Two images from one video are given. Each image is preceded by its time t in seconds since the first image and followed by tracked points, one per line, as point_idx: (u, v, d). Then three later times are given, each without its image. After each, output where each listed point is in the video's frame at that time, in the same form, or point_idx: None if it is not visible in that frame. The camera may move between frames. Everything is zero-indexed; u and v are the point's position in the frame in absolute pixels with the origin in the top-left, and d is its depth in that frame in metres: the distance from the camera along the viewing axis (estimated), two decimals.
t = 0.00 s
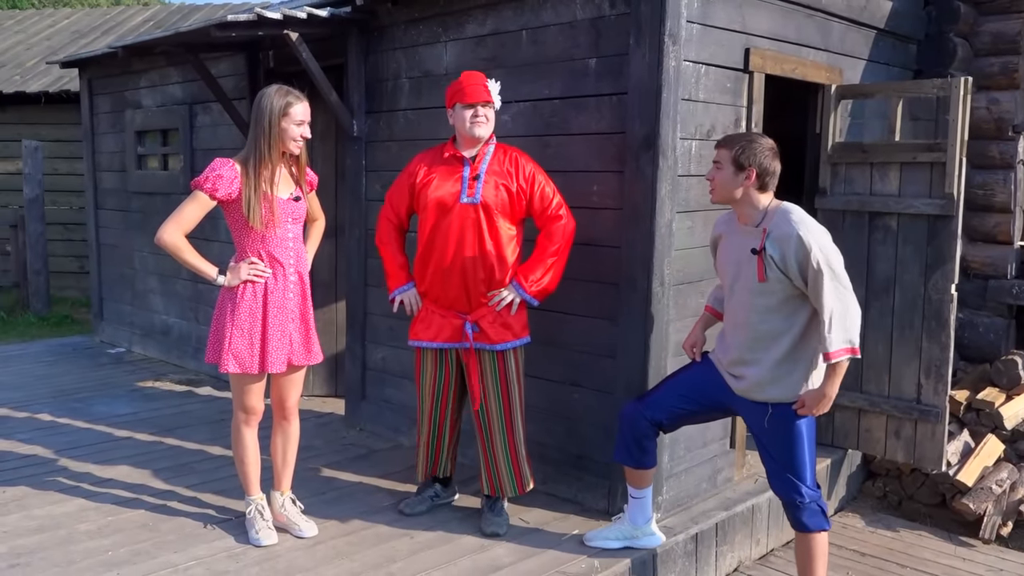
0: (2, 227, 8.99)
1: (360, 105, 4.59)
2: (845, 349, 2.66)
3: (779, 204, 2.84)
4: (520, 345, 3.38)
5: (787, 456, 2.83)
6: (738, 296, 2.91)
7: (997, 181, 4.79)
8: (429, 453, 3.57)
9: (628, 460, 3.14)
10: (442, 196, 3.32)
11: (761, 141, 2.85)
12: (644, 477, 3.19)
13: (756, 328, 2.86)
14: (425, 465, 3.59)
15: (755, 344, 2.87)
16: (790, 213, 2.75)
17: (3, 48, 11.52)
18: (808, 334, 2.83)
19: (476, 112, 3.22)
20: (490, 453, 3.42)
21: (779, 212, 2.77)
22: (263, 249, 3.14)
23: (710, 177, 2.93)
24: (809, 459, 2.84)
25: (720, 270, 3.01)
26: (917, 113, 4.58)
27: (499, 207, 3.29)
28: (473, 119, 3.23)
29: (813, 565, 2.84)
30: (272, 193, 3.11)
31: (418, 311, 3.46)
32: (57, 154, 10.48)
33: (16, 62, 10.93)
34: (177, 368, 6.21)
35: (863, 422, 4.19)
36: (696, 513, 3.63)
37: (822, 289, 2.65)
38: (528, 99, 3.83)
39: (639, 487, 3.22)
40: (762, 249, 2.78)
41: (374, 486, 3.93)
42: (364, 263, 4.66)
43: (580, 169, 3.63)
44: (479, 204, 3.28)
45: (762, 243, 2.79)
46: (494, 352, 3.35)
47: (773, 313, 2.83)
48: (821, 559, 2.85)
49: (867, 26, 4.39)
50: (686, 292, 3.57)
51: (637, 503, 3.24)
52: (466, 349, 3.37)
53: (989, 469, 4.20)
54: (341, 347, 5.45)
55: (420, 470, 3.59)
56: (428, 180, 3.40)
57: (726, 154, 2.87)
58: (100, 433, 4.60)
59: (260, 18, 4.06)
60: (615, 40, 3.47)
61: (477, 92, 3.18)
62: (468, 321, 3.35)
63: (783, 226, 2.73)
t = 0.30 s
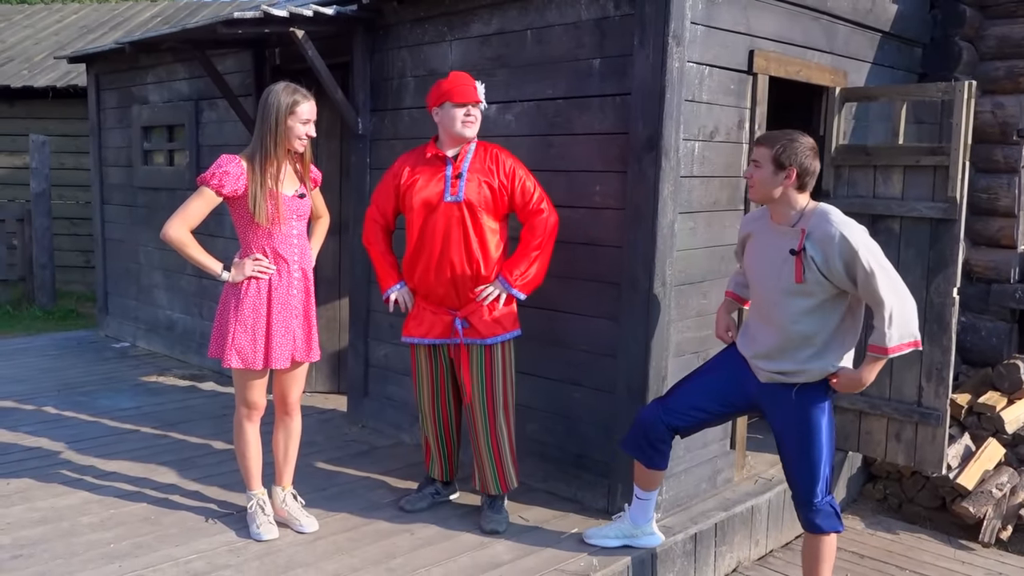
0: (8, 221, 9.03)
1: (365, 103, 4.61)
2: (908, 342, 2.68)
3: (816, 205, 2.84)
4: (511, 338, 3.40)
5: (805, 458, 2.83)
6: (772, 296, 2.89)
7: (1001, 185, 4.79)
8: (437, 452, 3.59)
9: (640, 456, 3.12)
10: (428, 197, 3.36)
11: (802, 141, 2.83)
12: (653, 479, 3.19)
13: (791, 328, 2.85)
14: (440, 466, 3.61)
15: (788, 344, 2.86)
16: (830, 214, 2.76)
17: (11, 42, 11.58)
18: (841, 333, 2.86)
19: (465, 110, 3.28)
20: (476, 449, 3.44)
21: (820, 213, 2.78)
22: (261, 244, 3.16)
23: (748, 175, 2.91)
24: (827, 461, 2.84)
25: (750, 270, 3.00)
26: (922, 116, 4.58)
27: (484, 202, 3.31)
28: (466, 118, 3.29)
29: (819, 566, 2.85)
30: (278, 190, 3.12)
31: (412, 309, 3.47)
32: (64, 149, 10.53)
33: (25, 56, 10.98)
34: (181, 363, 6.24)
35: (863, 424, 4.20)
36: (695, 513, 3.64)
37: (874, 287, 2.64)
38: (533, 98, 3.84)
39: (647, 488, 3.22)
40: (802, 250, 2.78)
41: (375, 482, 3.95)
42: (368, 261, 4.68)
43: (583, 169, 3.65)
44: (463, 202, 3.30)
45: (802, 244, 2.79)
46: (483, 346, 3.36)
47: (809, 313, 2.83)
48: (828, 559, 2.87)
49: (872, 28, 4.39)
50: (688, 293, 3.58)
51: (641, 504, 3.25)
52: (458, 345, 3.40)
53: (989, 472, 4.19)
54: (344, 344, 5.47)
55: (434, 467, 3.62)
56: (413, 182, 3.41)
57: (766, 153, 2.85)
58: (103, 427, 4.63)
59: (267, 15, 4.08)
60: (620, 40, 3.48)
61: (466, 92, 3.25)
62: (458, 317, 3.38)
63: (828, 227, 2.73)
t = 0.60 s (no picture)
0: (13, 222, 9.05)
1: (371, 108, 4.62)
2: (918, 370, 2.58)
3: (848, 214, 2.81)
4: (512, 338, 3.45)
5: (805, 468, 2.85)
6: (791, 302, 2.86)
7: (1006, 194, 4.79)
8: (438, 451, 3.60)
9: (641, 455, 3.11)
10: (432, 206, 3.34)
11: (838, 146, 2.79)
12: (654, 474, 3.18)
13: (805, 338, 2.83)
14: (439, 467, 3.62)
15: (801, 352, 2.85)
16: (861, 227, 2.74)
17: (19, 45, 11.63)
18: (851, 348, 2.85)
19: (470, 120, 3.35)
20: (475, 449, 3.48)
21: (851, 224, 2.75)
22: (267, 248, 3.17)
23: (782, 179, 2.85)
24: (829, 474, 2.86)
25: (767, 273, 2.96)
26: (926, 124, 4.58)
27: (486, 206, 3.37)
28: (471, 126, 3.36)
29: None
30: (285, 193, 3.14)
31: (415, 316, 3.46)
32: (70, 151, 10.56)
33: (32, 58, 11.03)
34: (185, 365, 6.26)
35: (865, 432, 4.19)
36: (698, 519, 3.64)
37: (895, 305, 2.60)
38: (538, 104, 3.85)
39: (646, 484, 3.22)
40: (832, 258, 2.74)
41: (378, 486, 3.95)
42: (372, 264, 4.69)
43: (588, 175, 3.65)
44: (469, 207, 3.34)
45: (831, 252, 2.75)
46: (491, 346, 3.40)
47: (825, 325, 2.79)
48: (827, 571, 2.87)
49: (877, 36, 4.40)
50: (691, 299, 3.58)
51: (637, 498, 3.26)
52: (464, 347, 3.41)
53: (992, 481, 4.19)
54: (348, 347, 5.48)
55: (431, 464, 3.61)
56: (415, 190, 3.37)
57: (802, 157, 2.79)
58: (108, 429, 4.64)
59: (274, 19, 4.10)
60: (625, 47, 3.49)
61: (469, 104, 3.32)
62: (468, 318, 3.40)
63: (860, 238, 2.70)
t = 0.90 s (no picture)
0: (21, 226, 9.09)
1: (377, 112, 4.64)
2: (891, 368, 2.59)
3: (831, 217, 2.84)
4: (517, 345, 3.44)
5: (799, 472, 2.84)
6: (776, 305, 2.88)
7: (1012, 199, 4.80)
8: (442, 454, 3.61)
9: (641, 462, 3.15)
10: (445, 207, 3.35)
11: (821, 151, 2.83)
12: (652, 483, 3.20)
13: (788, 340, 2.84)
14: (442, 470, 3.62)
15: (785, 355, 2.86)
16: (841, 229, 2.76)
17: (28, 50, 11.70)
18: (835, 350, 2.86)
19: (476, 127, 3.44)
20: (489, 454, 3.51)
21: (832, 227, 2.78)
22: (275, 250, 3.18)
23: (767, 182, 2.90)
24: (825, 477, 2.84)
25: (751, 277, 2.98)
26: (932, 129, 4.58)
27: (495, 212, 3.39)
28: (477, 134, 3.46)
29: None
30: (293, 197, 3.15)
31: (421, 316, 3.50)
32: (78, 155, 10.61)
33: (41, 63, 11.08)
34: (192, 369, 6.28)
35: (871, 437, 4.19)
36: (704, 524, 3.64)
37: (868, 306, 2.62)
38: (543, 109, 3.86)
39: (645, 492, 3.23)
40: (812, 260, 2.76)
41: (384, 489, 3.96)
42: (378, 268, 4.70)
43: (593, 179, 3.66)
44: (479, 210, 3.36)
45: (811, 254, 2.77)
46: (497, 352, 3.42)
47: (808, 327, 2.81)
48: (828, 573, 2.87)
49: (882, 41, 4.40)
50: (697, 303, 3.58)
51: (636, 506, 3.27)
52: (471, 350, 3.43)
53: (999, 486, 4.17)
54: (354, 351, 5.50)
55: (435, 469, 3.62)
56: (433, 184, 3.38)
57: (785, 161, 2.84)
58: (115, 431, 4.66)
59: (281, 24, 4.12)
60: (631, 52, 3.50)
61: (478, 110, 3.40)
62: (474, 322, 3.41)
63: (838, 239, 2.73)
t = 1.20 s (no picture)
0: (38, 229, 9.20)
1: (388, 115, 4.68)
2: (872, 360, 2.61)
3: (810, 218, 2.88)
4: (535, 347, 3.50)
5: (797, 472, 2.86)
6: (762, 307, 2.93)
7: None
8: (457, 456, 3.63)
9: (638, 458, 3.17)
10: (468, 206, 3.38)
11: (798, 157, 2.88)
12: (652, 479, 3.24)
13: (776, 340, 2.88)
14: (453, 470, 3.64)
15: (774, 354, 2.90)
16: (821, 227, 2.80)
17: (45, 54, 11.82)
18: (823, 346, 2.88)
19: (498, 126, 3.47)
20: (497, 451, 3.53)
21: (811, 225, 2.82)
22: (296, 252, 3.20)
23: (746, 186, 2.95)
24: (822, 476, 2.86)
25: (741, 280, 3.03)
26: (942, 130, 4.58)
27: (515, 215, 3.43)
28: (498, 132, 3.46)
29: None
30: (304, 195, 3.19)
31: (438, 313, 3.53)
32: (94, 158, 10.71)
33: (57, 68, 11.19)
34: (205, 370, 6.34)
35: (880, 438, 4.20)
36: (713, 523, 3.66)
37: (844, 301, 2.65)
38: (553, 111, 3.89)
39: (648, 490, 3.27)
40: (792, 259, 2.80)
41: (395, 488, 3.99)
42: (389, 269, 4.74)
43: (602, 181, 3.69)
44: (501, 215, 3.41)
45: (792, 254, 2.81)
46: (514, 355, 3.46)
47: (793, 325, 2.84)
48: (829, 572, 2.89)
49: (892, 42, 4.40)
50: (705, 304, 3.60)
51: (642, 505, 3.30)
52: (488, 351, 3.46)
53: (1010, 487, 4.14)
54: (365, 351, 5.54)
55: (447, 468, 3.64)
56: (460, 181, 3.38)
57: (764, 165, 2.90)
58: (131, 431, 4.71)
59: (292, 28, 4.17)
60: (640, 53, 3.52)
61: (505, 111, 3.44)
62: (492, 323, 3.45)
63: (817, 236, 2.76)
